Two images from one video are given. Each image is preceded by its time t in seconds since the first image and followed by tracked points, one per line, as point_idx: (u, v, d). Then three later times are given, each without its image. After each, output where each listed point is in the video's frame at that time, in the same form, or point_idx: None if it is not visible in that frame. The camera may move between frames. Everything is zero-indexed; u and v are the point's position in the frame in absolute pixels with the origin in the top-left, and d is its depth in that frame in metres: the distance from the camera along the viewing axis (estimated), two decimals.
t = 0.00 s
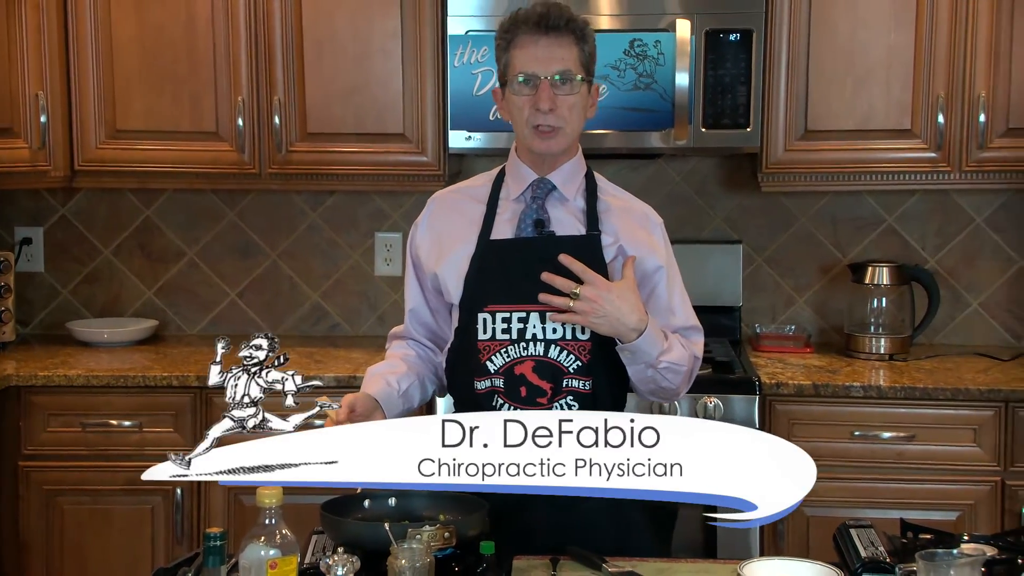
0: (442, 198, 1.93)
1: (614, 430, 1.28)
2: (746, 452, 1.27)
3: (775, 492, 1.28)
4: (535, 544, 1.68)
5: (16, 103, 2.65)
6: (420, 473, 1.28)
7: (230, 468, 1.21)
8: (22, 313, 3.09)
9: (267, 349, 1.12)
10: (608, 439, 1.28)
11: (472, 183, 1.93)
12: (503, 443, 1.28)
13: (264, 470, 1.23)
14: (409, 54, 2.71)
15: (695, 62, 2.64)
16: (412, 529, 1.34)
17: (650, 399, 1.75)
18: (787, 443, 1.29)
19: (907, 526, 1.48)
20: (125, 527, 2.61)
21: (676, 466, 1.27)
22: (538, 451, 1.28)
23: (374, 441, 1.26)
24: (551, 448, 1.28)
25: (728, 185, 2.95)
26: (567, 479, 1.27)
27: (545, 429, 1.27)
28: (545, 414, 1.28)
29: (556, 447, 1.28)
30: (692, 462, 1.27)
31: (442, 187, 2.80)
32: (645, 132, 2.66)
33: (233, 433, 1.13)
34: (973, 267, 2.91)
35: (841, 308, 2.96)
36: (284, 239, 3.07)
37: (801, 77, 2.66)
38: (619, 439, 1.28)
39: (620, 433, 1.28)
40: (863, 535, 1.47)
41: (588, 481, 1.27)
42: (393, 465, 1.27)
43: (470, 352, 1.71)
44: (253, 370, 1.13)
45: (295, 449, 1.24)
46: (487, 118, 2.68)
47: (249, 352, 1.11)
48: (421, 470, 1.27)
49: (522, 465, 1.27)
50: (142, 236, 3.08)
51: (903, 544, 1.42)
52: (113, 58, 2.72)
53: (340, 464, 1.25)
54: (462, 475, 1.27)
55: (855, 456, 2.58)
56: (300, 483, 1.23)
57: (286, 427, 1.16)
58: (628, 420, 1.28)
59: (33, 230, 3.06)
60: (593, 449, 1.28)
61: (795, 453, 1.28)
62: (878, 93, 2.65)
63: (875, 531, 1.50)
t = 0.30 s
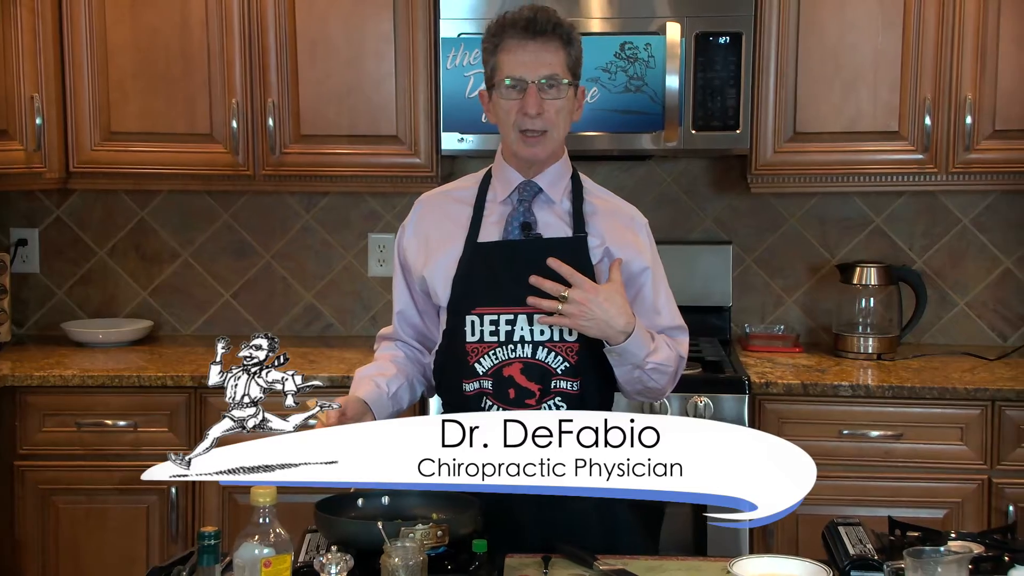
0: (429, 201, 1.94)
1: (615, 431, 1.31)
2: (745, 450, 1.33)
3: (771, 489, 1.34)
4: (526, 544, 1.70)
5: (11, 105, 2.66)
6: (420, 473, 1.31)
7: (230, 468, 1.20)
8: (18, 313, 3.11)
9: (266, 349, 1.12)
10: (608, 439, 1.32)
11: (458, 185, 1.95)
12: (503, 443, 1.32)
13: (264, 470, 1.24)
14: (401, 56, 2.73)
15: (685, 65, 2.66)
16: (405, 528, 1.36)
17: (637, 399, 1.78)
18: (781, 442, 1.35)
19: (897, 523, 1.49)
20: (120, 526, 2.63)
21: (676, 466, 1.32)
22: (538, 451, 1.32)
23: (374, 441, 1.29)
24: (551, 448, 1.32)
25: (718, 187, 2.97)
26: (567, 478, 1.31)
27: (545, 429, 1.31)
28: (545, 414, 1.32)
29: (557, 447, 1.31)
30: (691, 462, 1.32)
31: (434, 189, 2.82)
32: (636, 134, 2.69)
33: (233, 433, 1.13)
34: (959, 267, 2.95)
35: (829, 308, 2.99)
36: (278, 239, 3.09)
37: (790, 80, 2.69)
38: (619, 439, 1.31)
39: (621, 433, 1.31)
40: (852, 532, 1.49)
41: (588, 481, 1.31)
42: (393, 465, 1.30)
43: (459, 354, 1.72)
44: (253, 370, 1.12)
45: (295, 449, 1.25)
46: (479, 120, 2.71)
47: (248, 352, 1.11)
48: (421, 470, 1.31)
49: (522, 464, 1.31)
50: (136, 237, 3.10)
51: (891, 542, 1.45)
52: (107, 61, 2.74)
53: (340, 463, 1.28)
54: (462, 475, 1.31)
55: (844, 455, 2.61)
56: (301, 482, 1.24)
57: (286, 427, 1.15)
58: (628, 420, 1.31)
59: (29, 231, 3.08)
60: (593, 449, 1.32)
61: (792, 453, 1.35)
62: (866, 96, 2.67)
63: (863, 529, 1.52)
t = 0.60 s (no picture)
0: (420, 203, 1.97)
1: (615, 431, 1.33)
2: (745, 451, 1.33)
3: (772, 490, 1.34)
4: (524, 542, 1.73)
5: (12, 108, 2.69)
6: (420, 473, 1.33)
7: (230, 468, 1.25)
8: (19, 314, 3.13)
9: (266, 349, 1.14)
10: (608, 439, 1.33)
11: (449, 187, 1.97)
12: (503, 443, 1.34)
13: (264, 469, 1.27)
14: (399, 59, 2.75)
15: (680, 68, 2.69)
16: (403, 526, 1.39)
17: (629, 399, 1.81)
18: (784, 442, 1.34)
19: (889, 521, 1.54)
20: (120, 524, 2.65)
21: (676, 466, 1.33)
22: (538, 451, 1.34)
23: (375, 442, 1.31)
24: (551, 448, 1.34)
25: (713, 188, 3.00)
26: (567, 478, 1.33)
27: (545, 429, 1.33)
28: (544, 414, 1.33)
29: (557, 447, 1.33)
30: (692, 462, 1.33)
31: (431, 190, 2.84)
32: (632, 136, 2.71)
33: (233, 433, 1.15)
34: (952, 268, 2.98)
35: (823, 308, 3.02)
36: (277, 240, 3.11)
37: (784, 83, 2.71)
38: (619, 439, 1.33)
39: (621, 433, 1.33)
40: (845, 530, 1.52)
41: (588, 481, 1.33)
42: (394, 465, 1.32)
43: (451, 356, 1.75)
44: (253, 370, 1.14)
45: (293, 449, 1.28)
46: (477, 122, 2.73)
47: (249, 352, 1.13)
48: (421, 470, 1.33)
49: (522, 464, 1.33)
50: (136, 238, 3.12)
51: (885, 540, 1.48)
52: (108, 64, 2.76)
53: (340, 463, 1.30)
54: (462, 475, 1.33)
55: (837, 453, 2.64)
56: (300, 482, 1.28)
57: (286, 427, 1.18)
58: (629, 420, 1.33)
59: (29, 232, 3.10)
60: (593, 449, 1.33)
61: (793, 453, 1.34)
62: (859, 98, 2.70)
63: (857, 527, 1.55)
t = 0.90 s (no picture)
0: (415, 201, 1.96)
1: (615, 431, 1.36)
2: (745, 450, 1.36)
3: (772, 491, 1.37)
4: (522, 542, 1.76)
5: (15, 110, 2.71)
6: (420, 473, 1.36)
7: (230, 468, 1.24)
8: (22, 314, 3.16)
9: (266, 349, 1.16)
10: (608, 439, 1.36)
11: (445, 187, 1.96)
12: (503, 443, 1.36)
13: (264, 469, 1.28)
14: (399, 62, 2.78)
15: (678, 70, 2.71)
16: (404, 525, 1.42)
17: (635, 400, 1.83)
18: (787, 445, 1.39)
19: (885, 520, 1.56)
20: (122, 523, 2.67)
21: (676, 466, 1.36)
22: (538, 451, 1.36)
23: (375, 443, 1.34)
24: (551, 449, 1.36)
25: (710, 189, 3.03)
26: (567, 478, 1.35)
27: (545, 429, 1.35)
28: (544, 415, 1.36)
29: (556, 447, 1.36)
30: (691, 462, 1.36)
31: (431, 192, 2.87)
32: (630, 138, 2.73)
33: (233, 433, 1.17)
34: (947, 268, 3.00)
35: (819, 308, 3.04)
36: (278, 241, 3.14)
37: (781, 85, 2.74)
38: (619, 439, 1.35)
39: (621, 433, 1.35)
40: (841, 528, 1.54)
41: (588, 481, 1.35)
42: (395, 466, 1.34)
43: (449, 361, 1.77)
44: (253, 370, 1.16)
45: (294, 450, 1.30)
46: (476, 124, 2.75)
47: (249, 352, 1.15)
48: (421, 470, 1.36)
49: (522, 464, 1.36)
50: (139, 239, 3.14)
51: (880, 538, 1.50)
52: (111, 66, 2.79)
53: (340, 464, 1.32)
54: (462, 475, 1.36)
55: (833, 452, 2.66)
56: (301, 482, 1.29)
57: (286, 427, 1.20)
58: (628, 420, 1.35)
59: (33, 233, 3.13)
60: (593, 449, 1.36)
61: (793, 453, 1.38)
62: (855, 100, 2.73)
63: (852, 525, 1.57)
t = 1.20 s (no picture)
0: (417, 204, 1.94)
1: (615, 430, 1.39)
2: (745, 450, 1.41)
3: (773, 490, 1.40)
4: (524, 540, 1.78)
5: (21, 113, 2.74)
6: (420, 473, 1.39)
7: (230, 468, 1.25)
8: (27, 314, 3.18)
9: (266, 349, 1.18)
10: (608, 439, 1.39)
11: (447, 191, 1.95)
12: (503, 443, 1.38)
13: (264, 469, 1.28)
14: (401, 65, 2.80)
15: (677, 73, 2.74)
16: (405, 523, 1.45)
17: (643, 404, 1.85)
18: (786, 445, 1.42)
19: (882, 518, 1.58)
20: (126, 521, 2.70)
21: (676, 466, 1.39)
22: (538, 451, 1.39)
23: (374, 443, 1.36)
24: (551, 448, 1.38)
25: (708, 191, 3.06)
26: (567, 478, 1.37)
27: (545, 429, 1.38)
28: (544, 415, 1.39)
29: (556, 447, 1.38)
30: (691, 462, 1.39)
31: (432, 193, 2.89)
32: (629, 140, 2.76)
33: (233, 433, 1.20)
34: (943, 269, 3.03)
35: (817, 308, 3.07)
36: (280, 242, 3.16)
37: (778, 88, 2.76)
38: (619, 439, 1.38)
39: (620, 433, 1.38)
40: (839, 527, 1.57)
41: (588, 481, 1.38)
42: (396, 466, 1.37)
43: (451, 367, 1.78)
44: (253, 370, 1.19)
45: (295, 450, 1.31)
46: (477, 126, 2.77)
47: (249, 352, 1.18)
48: (421, 470, 1.38)
49: (522, 464, 1.38)
50: (143, 240, 3.17)
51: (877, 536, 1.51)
52: (115, 69, 2.81)
53: (339, 463, 1.34)
54: (462, 474, 1.38)
55: (831, 451, 2.69)
56: (301, 482, 1.30)
57: (286, 427, 1.23)
58: (628, 420, 1.38)
59: (38, 234, 3.15)
60: (593, 449, 1.38)
61: (793, 453, 1.41)
62: (852, 103, 2.75)
63: (849, 523, 1.60)
